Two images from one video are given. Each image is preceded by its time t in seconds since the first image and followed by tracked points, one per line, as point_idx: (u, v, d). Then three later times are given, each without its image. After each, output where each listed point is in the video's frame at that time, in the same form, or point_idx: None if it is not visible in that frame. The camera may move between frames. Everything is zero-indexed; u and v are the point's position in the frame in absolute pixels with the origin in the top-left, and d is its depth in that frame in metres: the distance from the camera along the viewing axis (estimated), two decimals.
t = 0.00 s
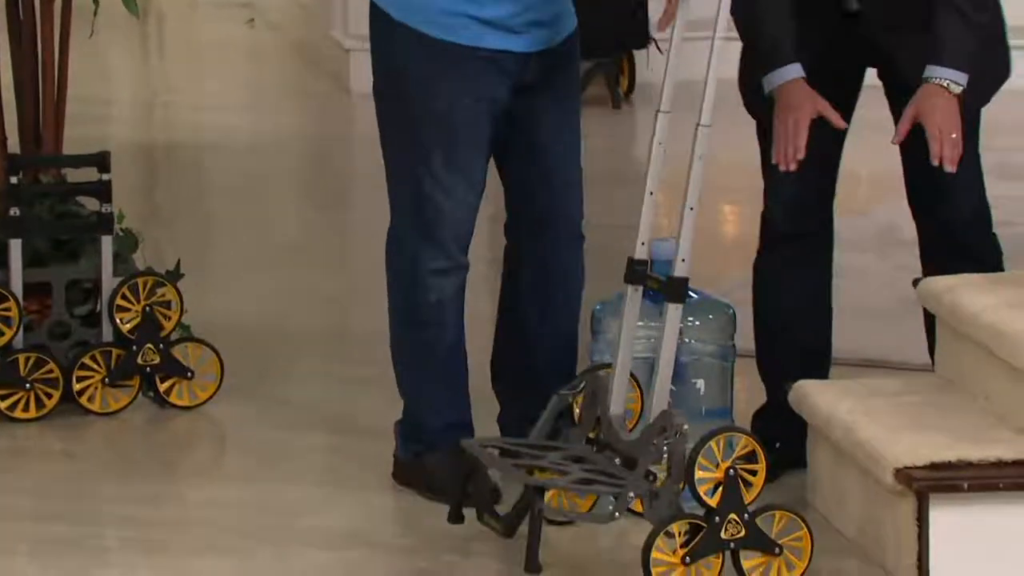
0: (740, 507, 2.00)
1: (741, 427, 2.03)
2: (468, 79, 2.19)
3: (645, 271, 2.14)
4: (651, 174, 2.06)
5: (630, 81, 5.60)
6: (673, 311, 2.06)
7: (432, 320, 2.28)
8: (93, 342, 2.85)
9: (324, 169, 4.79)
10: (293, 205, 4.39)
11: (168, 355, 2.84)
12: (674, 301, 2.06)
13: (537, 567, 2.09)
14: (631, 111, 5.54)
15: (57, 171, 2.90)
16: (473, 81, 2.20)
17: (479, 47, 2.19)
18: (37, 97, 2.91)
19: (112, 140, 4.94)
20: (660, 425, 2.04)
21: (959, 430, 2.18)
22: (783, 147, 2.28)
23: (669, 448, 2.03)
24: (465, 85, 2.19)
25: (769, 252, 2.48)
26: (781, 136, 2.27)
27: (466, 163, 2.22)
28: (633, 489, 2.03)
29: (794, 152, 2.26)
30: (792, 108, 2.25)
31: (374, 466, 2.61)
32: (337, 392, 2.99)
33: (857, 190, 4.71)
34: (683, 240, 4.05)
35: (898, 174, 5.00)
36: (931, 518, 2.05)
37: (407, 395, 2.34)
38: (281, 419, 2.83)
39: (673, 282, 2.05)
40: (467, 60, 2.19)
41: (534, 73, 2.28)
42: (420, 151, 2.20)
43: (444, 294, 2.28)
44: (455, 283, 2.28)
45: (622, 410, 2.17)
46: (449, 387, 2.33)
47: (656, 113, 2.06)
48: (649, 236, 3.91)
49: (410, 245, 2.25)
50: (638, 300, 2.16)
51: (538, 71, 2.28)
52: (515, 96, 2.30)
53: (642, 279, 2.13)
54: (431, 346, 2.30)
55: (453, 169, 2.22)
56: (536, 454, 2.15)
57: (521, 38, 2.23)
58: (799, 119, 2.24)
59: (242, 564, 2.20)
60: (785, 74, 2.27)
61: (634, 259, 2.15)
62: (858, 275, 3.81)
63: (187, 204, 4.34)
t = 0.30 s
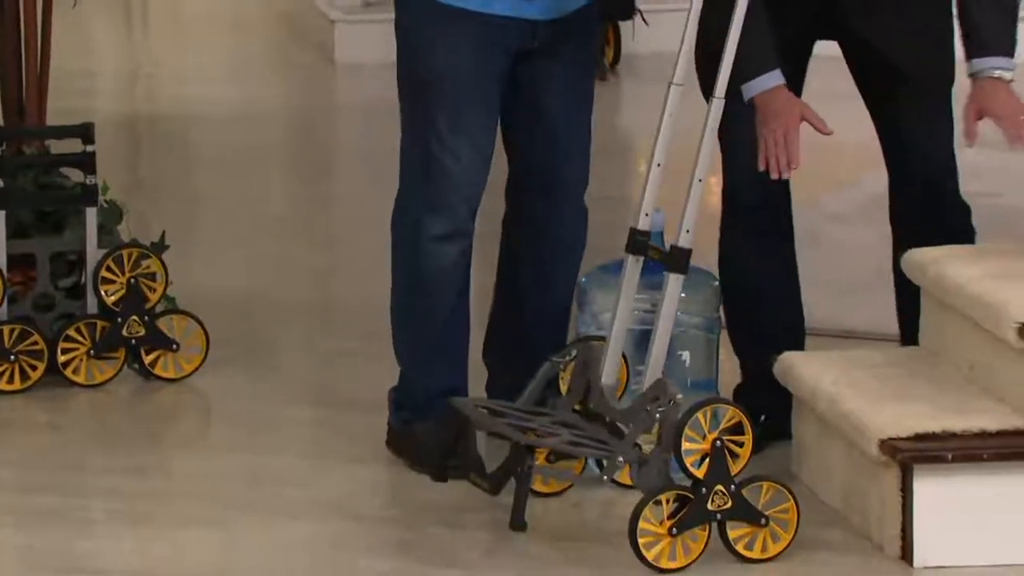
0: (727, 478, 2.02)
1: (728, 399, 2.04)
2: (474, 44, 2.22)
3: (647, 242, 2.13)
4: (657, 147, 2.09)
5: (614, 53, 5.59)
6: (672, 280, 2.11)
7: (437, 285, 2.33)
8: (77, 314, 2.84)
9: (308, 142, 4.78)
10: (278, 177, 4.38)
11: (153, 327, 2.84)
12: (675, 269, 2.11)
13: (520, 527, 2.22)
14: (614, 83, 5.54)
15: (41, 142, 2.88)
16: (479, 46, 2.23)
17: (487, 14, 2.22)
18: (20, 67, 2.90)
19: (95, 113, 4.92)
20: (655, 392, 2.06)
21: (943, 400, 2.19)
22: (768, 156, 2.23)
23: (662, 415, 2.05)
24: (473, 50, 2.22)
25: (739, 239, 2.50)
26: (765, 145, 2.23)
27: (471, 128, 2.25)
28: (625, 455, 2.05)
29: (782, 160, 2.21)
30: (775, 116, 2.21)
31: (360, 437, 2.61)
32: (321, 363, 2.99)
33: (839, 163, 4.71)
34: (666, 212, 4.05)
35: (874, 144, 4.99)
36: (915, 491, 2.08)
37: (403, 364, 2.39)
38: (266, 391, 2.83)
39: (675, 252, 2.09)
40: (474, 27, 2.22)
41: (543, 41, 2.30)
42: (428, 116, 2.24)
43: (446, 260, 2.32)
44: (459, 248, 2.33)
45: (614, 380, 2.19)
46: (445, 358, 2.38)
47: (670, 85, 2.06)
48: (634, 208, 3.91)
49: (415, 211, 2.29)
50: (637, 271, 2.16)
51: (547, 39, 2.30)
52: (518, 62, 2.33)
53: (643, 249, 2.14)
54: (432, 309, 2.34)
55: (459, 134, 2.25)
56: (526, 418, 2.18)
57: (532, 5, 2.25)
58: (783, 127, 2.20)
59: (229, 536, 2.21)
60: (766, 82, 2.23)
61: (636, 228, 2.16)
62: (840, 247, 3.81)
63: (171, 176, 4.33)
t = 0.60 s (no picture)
0: (708, 452, 2.03)
1: (708, 373, 2.03)
2: (450, 17, 2.23)
3: (626, 216, 2.14)
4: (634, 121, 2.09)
5: (596, 28, 5.58)
6: (652, 254, 2.11)
7: (415, 256, 2.34)
8: (58, 289, 2.82)
9: (290, 116, 4.77)
10: (258, 152, 4.37)
11: (134, 302, 2.84)
12: (654, 245, 2.11)
13: (502, 502, 2.22)
14: (597, 58, 5.53)
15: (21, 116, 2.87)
16: (455, 19, 2.23)
17: None
18: None
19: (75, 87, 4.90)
20: (636, 366, 2.07)
21: (923, 374, 2.20)
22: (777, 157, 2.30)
23: (643, 389, 2.06)
24: (449, 23, 2.23)
25: (739, 228, 2.51)
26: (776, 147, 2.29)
27: (443, 102, 2.26)
28: (605, 431, 2.05)
29: (793, 163, 2.29)
30: (785, 118, 2.27)
31: (342, 413, 2.61)
32: (303, 338, 2.99)
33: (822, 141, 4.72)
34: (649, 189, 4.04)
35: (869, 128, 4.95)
36: (896, 464, 2.08)
37: (392, 337, 2.40)
38: (249, 366, 2.83)
39: (653, 227, 2.10)
40: None
41: (521, 16, 2.29)
42: (401, 92, 2.26)
43: (425, 231, 2.33)
44: (437, 222, 2.33)
45: (595, 354, 2.18)
46: (430, 330, 2.38)
47: (647, 60, 2.06)
48: (616, 183, 3.92)
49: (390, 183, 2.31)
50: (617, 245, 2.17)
51: (525, 14, 2.29)
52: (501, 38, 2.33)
53: (622, 224, 2.15)
54: (409, 281, 2.35)
55: (433, 105, 2.26)
56: (508, 393, 2.19)
57: None
58: (794, 131, 2.26)
59: (212, 511, 2.21)
60: (773, 84, 2.27)
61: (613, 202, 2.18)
62: (822, 221, 3.82)
63: (152, 150, 4.32)
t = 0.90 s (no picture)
0: (671, 432, 2.03)
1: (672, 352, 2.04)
2: None
3: (597, 196, 2.16)
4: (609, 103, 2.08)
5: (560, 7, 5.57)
6: (623, 233, 2.13)
7: (375, 233, 2.34)
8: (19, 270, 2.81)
9: (252, 95, 4.75)
10: (220, 131, 4.35)
11: (97, 282, 2.81)
12: (623, 226, 2.12)
13: (465, 476, 2.23)
14: (560, 36, 5.52)
15: None
16: None
17: None
18: None
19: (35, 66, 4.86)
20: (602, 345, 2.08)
21: (886, 352, 2.21)
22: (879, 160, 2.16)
23: (609, 367, 2.06)
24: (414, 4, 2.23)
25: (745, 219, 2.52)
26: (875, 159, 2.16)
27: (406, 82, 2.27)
28: (569, 409, 2.06)
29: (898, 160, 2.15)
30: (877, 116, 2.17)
31: (306, 392, 2.60)
32: (266, 318, 2.98)
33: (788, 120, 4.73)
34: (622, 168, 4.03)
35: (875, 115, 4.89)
36: (859, 443, 2.09)
37: (353, 314, 2.40)
38: (211, 347, 2.81)
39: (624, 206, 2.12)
40: None
41: None
42: (365, 72, 2.26)
43: (384, 208, 2.33)
44: (398, 198, 2.34)
45: (561, 332, 2.19)
46: (391, 306, 2.38)
47: (624, 41, 2.07)
48: (580, 163, 3.92)
49: (350, 157, 2.32)
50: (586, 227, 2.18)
51: None
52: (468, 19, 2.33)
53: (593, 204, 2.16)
54: (369, 257, 2.36)
55: (395, 84, 2.26)
56: (473, 369, 2.19)
57: None
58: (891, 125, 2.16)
59: (176, 490, 2.20)
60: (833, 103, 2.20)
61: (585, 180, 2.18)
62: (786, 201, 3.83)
63: (113, 130, 4.29)
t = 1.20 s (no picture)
0: (637, 416, 2.04)
1: (640, 336, 2.04)
2: None
3: (580, 181, 2.17)
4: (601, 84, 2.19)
5: None
6: (604, 218, 2.16)
7: (341, 216, 2.34)
8: None
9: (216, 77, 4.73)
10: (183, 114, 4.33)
11: (60, 267, 2.79)
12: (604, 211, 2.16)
13: (430, 447, 2.16)
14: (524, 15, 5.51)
15: None
16: None
17: None
18: None
19: None
20: (574, 326, 2.11)
21: (850, 335, 2.23)
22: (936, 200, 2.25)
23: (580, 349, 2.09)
24: None
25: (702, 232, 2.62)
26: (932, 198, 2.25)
27: (378, 65, 2.27)
28: (540, 386, 2.06)
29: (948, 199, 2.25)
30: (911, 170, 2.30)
31: (272, 377, 2.59)
32: (231, 301, 2.98)
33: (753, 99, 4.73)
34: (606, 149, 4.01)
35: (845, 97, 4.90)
36: (824, 425, 2.10)
37: (320, 300, 2.39)
38: (177, 332, 2.80)
39: (609, 190, 2.15)
40: None
41: None
42: (332, 54, 2.26)
43: (351, 190, 2.32)
44: (368, 182, 2.33)
45: (532, 314, 2.18)
46: (361, 294, 2.38)
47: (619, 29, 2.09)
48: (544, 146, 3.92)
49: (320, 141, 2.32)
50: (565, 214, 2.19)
51: None
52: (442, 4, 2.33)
53: (577, 185, 2.17)
54: (337, 239, 2.35)
55: (363, 68, 2.26)
56: (441, 341, 2.18)
57: None
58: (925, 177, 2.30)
59: (141, 476, 2.19)
60: (861, 165, 2.27)
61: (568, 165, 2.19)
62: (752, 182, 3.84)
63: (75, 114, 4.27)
